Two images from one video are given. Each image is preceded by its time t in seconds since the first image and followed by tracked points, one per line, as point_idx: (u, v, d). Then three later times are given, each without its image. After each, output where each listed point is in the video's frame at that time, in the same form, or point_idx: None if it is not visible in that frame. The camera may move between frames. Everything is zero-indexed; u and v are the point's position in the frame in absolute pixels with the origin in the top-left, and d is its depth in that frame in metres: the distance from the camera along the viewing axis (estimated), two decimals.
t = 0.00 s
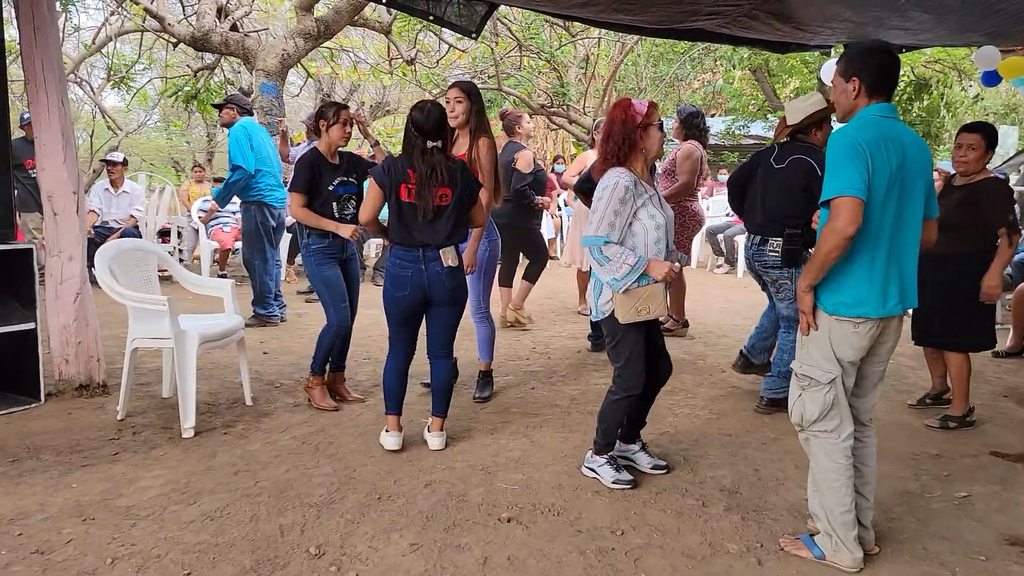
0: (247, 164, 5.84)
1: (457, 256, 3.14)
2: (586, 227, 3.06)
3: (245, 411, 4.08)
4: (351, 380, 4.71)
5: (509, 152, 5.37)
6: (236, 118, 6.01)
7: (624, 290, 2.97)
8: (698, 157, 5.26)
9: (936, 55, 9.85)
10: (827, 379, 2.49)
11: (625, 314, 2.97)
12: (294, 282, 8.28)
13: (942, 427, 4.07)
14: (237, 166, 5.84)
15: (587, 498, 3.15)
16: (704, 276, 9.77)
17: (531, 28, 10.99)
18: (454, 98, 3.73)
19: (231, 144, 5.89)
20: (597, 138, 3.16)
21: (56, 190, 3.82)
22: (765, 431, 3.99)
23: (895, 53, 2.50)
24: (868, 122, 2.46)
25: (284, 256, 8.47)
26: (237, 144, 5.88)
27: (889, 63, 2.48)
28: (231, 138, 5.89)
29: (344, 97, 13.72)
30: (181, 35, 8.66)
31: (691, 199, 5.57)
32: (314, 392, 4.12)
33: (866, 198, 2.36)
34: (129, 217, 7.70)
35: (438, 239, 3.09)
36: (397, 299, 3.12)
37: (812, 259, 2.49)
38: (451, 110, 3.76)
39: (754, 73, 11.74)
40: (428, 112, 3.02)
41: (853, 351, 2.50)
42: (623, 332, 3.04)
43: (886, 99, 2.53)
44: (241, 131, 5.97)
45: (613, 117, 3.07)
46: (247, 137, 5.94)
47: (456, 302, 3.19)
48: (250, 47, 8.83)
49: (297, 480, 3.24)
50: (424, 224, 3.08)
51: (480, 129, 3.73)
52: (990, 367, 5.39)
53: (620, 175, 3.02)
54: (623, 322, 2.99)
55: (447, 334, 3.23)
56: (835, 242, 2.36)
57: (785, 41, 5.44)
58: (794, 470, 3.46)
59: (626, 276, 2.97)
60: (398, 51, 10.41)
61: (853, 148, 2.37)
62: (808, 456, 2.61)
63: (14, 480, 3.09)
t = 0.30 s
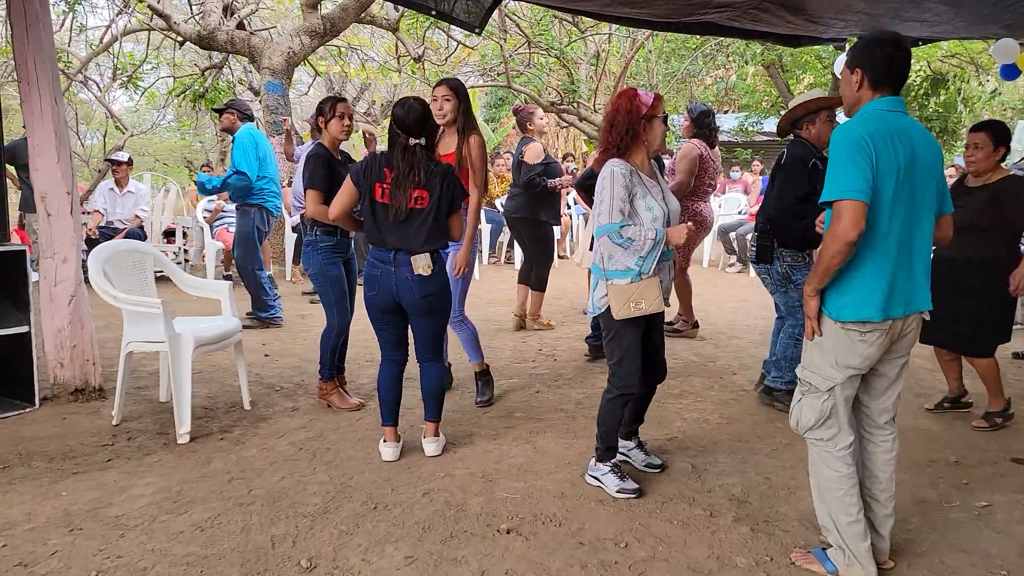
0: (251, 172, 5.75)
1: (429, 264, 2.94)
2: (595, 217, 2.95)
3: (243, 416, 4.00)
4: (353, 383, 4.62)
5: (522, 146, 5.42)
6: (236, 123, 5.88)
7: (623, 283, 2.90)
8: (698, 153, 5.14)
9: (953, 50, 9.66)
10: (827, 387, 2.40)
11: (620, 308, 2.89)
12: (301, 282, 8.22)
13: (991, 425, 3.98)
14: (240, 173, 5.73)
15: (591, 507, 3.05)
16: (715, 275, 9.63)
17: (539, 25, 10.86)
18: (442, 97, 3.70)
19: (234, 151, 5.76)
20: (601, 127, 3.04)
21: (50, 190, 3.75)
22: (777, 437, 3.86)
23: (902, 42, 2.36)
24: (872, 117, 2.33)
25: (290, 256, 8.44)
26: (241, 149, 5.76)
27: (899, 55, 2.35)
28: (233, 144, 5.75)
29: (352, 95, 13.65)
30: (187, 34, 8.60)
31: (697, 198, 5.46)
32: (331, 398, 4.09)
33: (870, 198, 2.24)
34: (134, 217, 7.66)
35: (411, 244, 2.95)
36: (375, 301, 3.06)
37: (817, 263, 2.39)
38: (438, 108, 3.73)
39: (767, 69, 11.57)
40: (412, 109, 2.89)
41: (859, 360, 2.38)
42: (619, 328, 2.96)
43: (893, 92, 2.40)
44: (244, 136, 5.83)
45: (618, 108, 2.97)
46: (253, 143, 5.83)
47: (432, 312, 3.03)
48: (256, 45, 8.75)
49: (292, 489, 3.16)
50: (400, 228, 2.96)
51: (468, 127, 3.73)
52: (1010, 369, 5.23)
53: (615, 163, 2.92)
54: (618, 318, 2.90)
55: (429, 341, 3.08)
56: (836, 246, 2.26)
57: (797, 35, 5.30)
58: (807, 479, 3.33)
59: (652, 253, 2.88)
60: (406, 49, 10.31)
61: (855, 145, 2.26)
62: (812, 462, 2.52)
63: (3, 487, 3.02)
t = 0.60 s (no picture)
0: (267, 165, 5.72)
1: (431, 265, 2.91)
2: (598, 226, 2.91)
3: (251, 419, 3.93)
4: (363, 385, 4.54)
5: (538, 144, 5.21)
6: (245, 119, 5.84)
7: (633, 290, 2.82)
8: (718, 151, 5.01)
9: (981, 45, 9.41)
10: (861, 394, 2.26)
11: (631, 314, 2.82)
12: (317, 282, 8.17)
13: None
14: (256, 166, 5.69)
15: (604, 517, 2.94)
16: (737, 275, 9.45)
17: (558, 23, 10.71)
18: (450, 91, 3.70)
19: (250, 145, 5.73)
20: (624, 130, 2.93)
21: (58, 191, 3.71)
22: (799, 443, 3.72)
23: (935, 31, 2.23)
24: (908, 108, 2.20)
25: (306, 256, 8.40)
26: (256, 144, 5.74)
27: (930, 43, 2.22)
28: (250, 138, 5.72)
29: (371, 95, 13.62)
30: (204, 35, 8.56)
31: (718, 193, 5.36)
32: (316, 408, 3.90)
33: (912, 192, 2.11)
34: (150, 218, 7.66)
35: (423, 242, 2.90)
36: (371, 298, 2.98)
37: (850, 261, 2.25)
38: (446, 102, 3.73)
39: (790, 66, 11.37)
40: (404, 101, 2.83)
41: (898, 362, 2.24)
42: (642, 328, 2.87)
43: (926, 83, 2.27)
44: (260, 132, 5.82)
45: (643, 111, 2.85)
46: (269, 139, 5.83)
47: (425, 316, 2.95)
48: (272, 46, 8.68)
49: (297, 495, 3.08)
50: (410, 226, 2.89)
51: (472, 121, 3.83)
52: None
53: (632, 171, 2.84)
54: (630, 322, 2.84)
55: (428, 342, 3.01)
56: (878, 243, 2.11)
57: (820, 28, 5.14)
58: (830, 488, 3.19)
59: (642, 274, 2.81)
60: (422, 48, 10.21)
61: (895, 137, 2.12)
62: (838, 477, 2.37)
63: (5, 491, 2.97)
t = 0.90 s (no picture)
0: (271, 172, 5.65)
1: (439, 275, 2.80)
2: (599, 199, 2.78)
3: (248, 430, 3.83)
4: (363, 395, 4.44)
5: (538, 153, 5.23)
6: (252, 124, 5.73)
7: (647, 286, 2.71)
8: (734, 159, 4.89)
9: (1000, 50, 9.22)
10: (868, 409, 2.12)
11: (646, 314, 2.67)
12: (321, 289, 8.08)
13: None
14: (260, 172, 5.63)
15: (609, 537, 2.80)
16: (749, 282, 9.28)
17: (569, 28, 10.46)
18: (456, 96, 3.61)
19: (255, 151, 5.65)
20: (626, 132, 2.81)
21: (51, 196, 3.64)
22: (813, 458, 3.58)
23: (955, 28, 2.10)
24: (928, 111, 2.07)
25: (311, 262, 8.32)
26: (262, 150, 5.67)
27: (952, 42, 2.09)
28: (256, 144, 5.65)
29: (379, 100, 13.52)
30: (210, 40, 8.40)
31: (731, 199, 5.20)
32: (313, 420, 3.79)
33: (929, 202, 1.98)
34: (154, 224, 7.60)
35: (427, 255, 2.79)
36: (381, 322, 2.85)
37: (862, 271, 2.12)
38: (453, 107, 3.63)
39: (804, 71, 11.19)
40: (401, 107, 2.73)
41: (904, 377, 2.12)
42: (640, 333, 2.74)
43: (946, 85, 2.14)
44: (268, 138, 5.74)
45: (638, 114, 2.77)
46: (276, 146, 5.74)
47: (436, 330, 2.84)
48: (279, 51, 8.43)
49: (290, 512, 2.97)
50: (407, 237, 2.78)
51: (475, 126, 3.77)
52: None
53: (649, 158, 2.70)
54: (643, 323, 2.69)
55: (431, 362, 2.89)
56: (891, 254, 1.99)
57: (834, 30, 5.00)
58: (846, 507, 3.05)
59: (631, 259, 2.70)
60: (431, 54, 10.03)
61: (914, 144, 1.99)
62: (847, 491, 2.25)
63: None
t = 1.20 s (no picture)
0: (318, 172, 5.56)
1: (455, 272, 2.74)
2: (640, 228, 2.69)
3: (279, 433, 3.82)
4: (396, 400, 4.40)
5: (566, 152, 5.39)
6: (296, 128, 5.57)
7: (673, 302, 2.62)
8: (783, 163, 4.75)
9: None
10: (901, 434, 2.01)
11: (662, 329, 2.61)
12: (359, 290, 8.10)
13: None
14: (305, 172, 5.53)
15: (641, 552, 2.70)
16: (793, 287, 9.02)
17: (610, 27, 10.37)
18: (507, 93, 3.57)
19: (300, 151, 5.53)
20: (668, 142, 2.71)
21: (87, 198, 3.69)
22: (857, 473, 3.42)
23: (999, 28, 1.96)
24: (966, 118, 1.94)
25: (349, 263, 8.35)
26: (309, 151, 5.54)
27: (994, 42, 1.94)
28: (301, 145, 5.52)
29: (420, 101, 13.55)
30: (253, 42, 8.39)
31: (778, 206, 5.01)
32: (344, 425, 3.75)
33: (966, 218, 1.85)
34: (196, 224, 7.72)
35: (433, 253, 2.71)
36: (397, 321, 2.82)
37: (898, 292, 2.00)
38: (502, 105, 3.58)
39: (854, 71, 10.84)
40: (426, 101, 2.71)
41: (954, 406, 1.96)
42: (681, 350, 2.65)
43: (990, 89, 1.99)
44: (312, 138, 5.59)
45: (694, 116, 2.63)
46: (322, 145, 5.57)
47: (457, 329, 2.79)
48: (320, 52, 8.37)
49: (315, 519, 2.93)
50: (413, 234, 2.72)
51: (524, 125, 3.71)
52: None
53: (683, 173, 2.60)
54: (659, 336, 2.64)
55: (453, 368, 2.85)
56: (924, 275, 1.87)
57: (885, 27, 4.79)
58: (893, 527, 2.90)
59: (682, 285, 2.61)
60: (471, 55, 9.93)
61: (947, 156, 1.87)
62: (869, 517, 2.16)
63: (21, 505, 2.90)
